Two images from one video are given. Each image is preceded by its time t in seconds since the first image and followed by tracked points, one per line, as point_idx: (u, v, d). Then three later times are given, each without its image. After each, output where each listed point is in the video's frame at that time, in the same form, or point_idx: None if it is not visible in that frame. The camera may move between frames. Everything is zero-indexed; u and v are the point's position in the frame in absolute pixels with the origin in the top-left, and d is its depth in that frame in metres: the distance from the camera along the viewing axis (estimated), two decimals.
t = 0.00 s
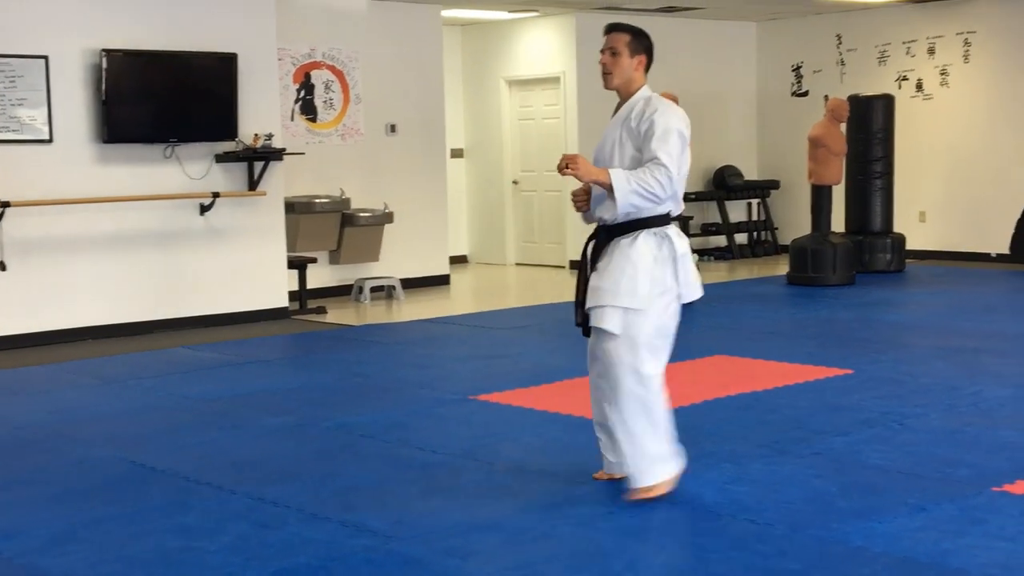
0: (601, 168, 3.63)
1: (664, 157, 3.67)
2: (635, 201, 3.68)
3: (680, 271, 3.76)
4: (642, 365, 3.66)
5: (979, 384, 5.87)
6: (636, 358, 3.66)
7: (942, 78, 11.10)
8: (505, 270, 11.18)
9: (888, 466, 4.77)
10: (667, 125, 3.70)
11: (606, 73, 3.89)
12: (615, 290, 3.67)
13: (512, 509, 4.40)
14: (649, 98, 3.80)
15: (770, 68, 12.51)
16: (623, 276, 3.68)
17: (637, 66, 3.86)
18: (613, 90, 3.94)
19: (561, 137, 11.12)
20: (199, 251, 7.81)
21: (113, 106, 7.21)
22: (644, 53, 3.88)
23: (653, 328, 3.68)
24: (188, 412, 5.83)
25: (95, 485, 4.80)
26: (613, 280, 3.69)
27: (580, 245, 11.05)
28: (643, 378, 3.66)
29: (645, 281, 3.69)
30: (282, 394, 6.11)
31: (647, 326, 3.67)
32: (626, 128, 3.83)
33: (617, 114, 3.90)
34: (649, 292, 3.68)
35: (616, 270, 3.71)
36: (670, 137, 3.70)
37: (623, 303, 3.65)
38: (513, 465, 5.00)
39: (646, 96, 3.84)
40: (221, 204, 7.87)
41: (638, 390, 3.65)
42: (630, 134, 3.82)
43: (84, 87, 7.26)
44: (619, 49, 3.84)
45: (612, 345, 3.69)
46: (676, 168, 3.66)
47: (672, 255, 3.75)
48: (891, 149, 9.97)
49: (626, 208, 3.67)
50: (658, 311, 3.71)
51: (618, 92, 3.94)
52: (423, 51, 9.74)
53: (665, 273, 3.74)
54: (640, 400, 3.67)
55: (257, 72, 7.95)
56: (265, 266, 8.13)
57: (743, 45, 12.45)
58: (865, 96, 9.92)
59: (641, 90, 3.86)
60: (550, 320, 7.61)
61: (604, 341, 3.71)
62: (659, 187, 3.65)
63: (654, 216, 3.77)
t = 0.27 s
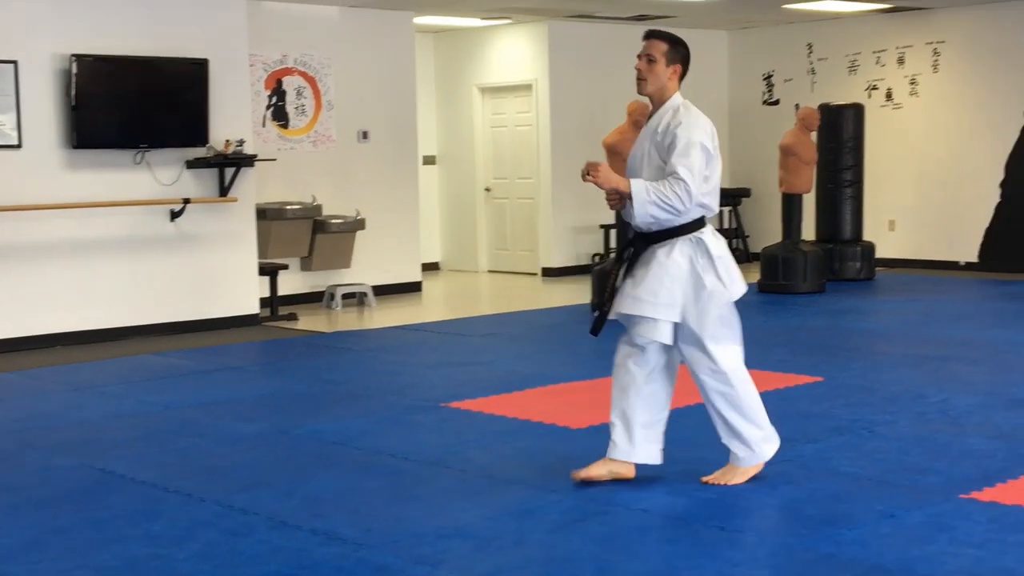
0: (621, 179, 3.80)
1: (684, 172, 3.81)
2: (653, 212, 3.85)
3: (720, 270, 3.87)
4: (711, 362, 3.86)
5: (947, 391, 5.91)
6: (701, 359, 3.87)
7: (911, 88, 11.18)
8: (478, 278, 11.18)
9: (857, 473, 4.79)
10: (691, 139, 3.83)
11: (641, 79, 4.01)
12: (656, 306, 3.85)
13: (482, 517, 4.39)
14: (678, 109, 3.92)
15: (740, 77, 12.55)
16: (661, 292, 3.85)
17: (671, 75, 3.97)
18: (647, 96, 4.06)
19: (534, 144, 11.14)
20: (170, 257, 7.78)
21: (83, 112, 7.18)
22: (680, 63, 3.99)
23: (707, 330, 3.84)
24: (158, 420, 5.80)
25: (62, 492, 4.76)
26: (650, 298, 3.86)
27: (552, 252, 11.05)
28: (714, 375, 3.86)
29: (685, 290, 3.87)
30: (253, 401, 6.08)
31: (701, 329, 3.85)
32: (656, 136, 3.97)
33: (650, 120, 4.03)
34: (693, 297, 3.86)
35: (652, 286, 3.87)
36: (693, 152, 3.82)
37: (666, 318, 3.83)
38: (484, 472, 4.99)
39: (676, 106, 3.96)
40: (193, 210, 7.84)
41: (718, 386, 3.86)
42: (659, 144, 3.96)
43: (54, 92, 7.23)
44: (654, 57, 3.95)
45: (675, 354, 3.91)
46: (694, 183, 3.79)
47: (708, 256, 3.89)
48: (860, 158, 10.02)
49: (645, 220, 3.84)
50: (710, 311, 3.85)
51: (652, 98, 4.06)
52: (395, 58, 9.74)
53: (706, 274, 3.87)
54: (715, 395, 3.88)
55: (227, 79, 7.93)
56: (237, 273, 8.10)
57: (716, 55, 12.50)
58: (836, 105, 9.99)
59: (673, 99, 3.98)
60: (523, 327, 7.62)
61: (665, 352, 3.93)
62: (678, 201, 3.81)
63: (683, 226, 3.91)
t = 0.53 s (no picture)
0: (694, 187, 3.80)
1: (746, 169, 3.87)
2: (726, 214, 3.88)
3: (744, 270, 4.01)
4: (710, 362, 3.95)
5: (913, 398, 5.95)
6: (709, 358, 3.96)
7: (878, 97, 11.28)
8: (448, 284, 11.17)
9: (823, 480, 4.81)
10: (740, 137, 3.90)
11: (666, 87, 4.06)
12: (686, 299, 3.97)
13: (450, 524, 4.38)
14: (712, 111, 3.98)
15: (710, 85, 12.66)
16: (691, 286, 3.98)
17: (694, 80, 4.04)
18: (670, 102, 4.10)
19: (503, 151, 11.14)
20: (137, 263, 7.73)
21: (50, 116, 7.13)
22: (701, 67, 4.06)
23: (724, 328, 3.97)
24: (123, 427, 5.76)
25: (26, 501, 4.72)
26: (683, 291, 3.99)
27: (522, 259, 11.06)
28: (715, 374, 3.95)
29: (710, 287, 3.97)
30: (220, 408, 6.05)
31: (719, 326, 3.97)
32: (692, 141, 4.01)
33: (680, 127, 4.07)
34: (719, 296, 3.97)
35: (685, 280, 4.01)
36: (746, 149, 3.90)
37: (692, 312, 3.95)
38: (452, 479, 4.99)
39: (707, 108, 4.02)
40: (159, 216, 7.80)
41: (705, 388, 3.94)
42: (699, 148, 3.99)
43: (21, 96, 7.17)
44: (679, 63, 4.01)
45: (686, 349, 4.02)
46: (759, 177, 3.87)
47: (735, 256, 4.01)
48: (828, 166, 10.06)
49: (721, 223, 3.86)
50: (729, 311, 3.99)
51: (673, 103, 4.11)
52: (363, 64, 9.73)
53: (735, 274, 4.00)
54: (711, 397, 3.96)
55: (194, 84, 7.89)
56: (205, 279, 8.06)
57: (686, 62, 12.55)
58: (803, 114, 10.07)
59: (701, 103, 4.04)
60: (492, 334, 7.61)
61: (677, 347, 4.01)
62: (748, 198, 3.86)
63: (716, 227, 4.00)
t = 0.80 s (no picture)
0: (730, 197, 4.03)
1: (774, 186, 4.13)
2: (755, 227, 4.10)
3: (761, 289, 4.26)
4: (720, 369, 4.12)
5: (881, 405, 5.99)
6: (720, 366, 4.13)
7: (846, 105, 11.34)
8: (418, 291, 11.15)
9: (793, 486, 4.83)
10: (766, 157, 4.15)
11: (683, 112, 4.27)
12: (708, 304, 4.16)
13: (420, 531, 4.37)
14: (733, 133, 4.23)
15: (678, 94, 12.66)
16: (715, 294, 4.16)
17: (710, 106, 4.28)
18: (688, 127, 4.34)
19: (474, 157, 11.14)
20: (105, 269, 7.68)
21: (18, 121, 7.09)
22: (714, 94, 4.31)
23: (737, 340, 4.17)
24: (90, 434, 5.71)
25: None
26: (707, 296, 4.17)
27: (492, 265, 11.08)
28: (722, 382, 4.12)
29: (731, 299, 4.17)
30: (188, 415, 6.01)
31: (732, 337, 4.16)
32: (715, 161, 4.25)
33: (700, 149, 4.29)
34: (737, 309, 4.17)
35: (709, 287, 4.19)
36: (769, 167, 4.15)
37: (714, 316, 4.13)
38: (422, 486, 4.98)
39: (725, 131, 4.27)
40: (128, 221, 7.76)
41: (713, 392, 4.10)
42: (722, 167, 4.24)
43: None
44: (696, 90, 4.24)
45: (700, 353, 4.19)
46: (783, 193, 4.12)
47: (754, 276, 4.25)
48: (797, 174, 10.19)
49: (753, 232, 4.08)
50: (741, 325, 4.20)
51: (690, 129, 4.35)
52: (334, 70, 9.71)
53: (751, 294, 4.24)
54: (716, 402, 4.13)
55: (163, 90, 7.85)
56: (174, 285, 8.02)
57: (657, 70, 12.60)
58: (775, 122, 10.18)
59: (718, 127, 4.28)
60: (463, 341, 7.60)
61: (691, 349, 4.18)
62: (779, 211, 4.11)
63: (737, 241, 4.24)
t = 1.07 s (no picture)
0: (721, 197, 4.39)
1: (773, 183, 4.41)
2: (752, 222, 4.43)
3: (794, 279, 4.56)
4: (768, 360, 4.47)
5: (855, 411, 6.01)
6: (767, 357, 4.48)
7: (821, 113, 11.39)
8: (395, 297, 11.13)
9: (767, 492, 4.84)
10: (771, 155, 4.44)
11: (709, 110, 4.64)
12: (743, 300, 4.45)
13: (394, 537, 4.37)
14: (749, 130, 4.54)
15: (655, 102, 12.69)
16: (751, 291, 4.46)
17: (734, 104, 4.61)
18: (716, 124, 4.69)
19: (451, 163, 11.14)
20: (79, 274, 7.64)
21: None
22: (741, 92, 4.63)
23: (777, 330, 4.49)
24: (63, 440, 5.68)
25: None
26: (743, 294, 4.46)
27: (468, 271, 11.07)
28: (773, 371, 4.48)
29: (767, 293, 4.46)
30: (162, 421, 5.98)
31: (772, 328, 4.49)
32: (731, 156, 4.59)
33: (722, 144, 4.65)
34: (774, 300, 4.48)
35: (743, 284, 4.48)
36: (776, 165, 4.44)
37: (753, 312, 4.43)
38: (397, 492, 4.97)
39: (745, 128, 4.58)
40: (102, 226, 7.72)
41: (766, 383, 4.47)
42: (738, 162, 4.57)
43: None
44: (720, 88, 4.60)
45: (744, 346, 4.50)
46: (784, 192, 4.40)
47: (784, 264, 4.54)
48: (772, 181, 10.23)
49: (745, 231, 4.42)
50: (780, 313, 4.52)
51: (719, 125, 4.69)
52: (309, 75, 9.70)
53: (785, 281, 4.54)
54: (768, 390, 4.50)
55: (138, 95, 7.82)
56: (149, 290, 7.99)
57: (634, 76, 12.63)
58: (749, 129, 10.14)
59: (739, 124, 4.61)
60: (439, 347, 7.60)
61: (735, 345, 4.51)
62: (772, 209, 4.41)
63: (763, 237, 4.52)
